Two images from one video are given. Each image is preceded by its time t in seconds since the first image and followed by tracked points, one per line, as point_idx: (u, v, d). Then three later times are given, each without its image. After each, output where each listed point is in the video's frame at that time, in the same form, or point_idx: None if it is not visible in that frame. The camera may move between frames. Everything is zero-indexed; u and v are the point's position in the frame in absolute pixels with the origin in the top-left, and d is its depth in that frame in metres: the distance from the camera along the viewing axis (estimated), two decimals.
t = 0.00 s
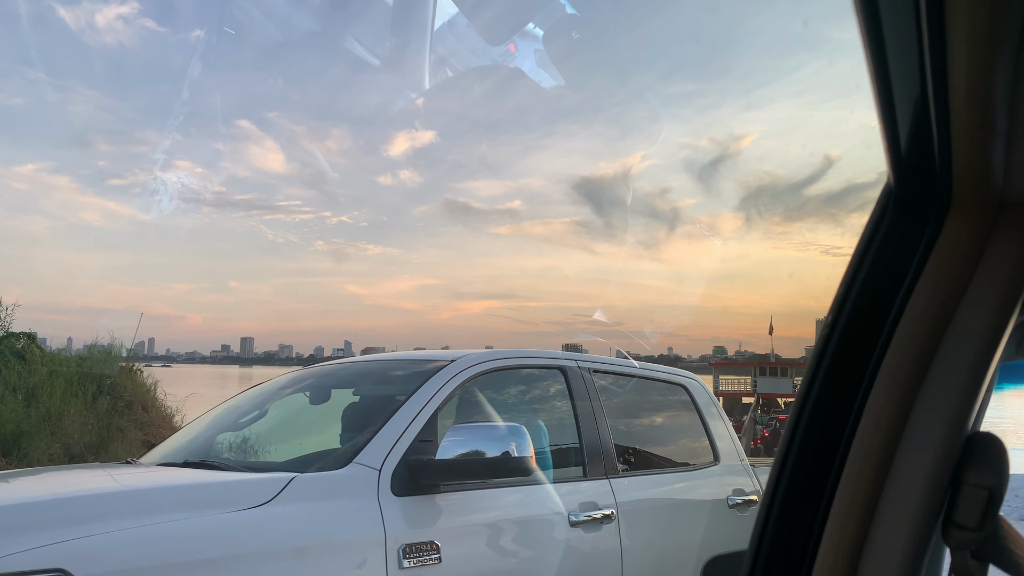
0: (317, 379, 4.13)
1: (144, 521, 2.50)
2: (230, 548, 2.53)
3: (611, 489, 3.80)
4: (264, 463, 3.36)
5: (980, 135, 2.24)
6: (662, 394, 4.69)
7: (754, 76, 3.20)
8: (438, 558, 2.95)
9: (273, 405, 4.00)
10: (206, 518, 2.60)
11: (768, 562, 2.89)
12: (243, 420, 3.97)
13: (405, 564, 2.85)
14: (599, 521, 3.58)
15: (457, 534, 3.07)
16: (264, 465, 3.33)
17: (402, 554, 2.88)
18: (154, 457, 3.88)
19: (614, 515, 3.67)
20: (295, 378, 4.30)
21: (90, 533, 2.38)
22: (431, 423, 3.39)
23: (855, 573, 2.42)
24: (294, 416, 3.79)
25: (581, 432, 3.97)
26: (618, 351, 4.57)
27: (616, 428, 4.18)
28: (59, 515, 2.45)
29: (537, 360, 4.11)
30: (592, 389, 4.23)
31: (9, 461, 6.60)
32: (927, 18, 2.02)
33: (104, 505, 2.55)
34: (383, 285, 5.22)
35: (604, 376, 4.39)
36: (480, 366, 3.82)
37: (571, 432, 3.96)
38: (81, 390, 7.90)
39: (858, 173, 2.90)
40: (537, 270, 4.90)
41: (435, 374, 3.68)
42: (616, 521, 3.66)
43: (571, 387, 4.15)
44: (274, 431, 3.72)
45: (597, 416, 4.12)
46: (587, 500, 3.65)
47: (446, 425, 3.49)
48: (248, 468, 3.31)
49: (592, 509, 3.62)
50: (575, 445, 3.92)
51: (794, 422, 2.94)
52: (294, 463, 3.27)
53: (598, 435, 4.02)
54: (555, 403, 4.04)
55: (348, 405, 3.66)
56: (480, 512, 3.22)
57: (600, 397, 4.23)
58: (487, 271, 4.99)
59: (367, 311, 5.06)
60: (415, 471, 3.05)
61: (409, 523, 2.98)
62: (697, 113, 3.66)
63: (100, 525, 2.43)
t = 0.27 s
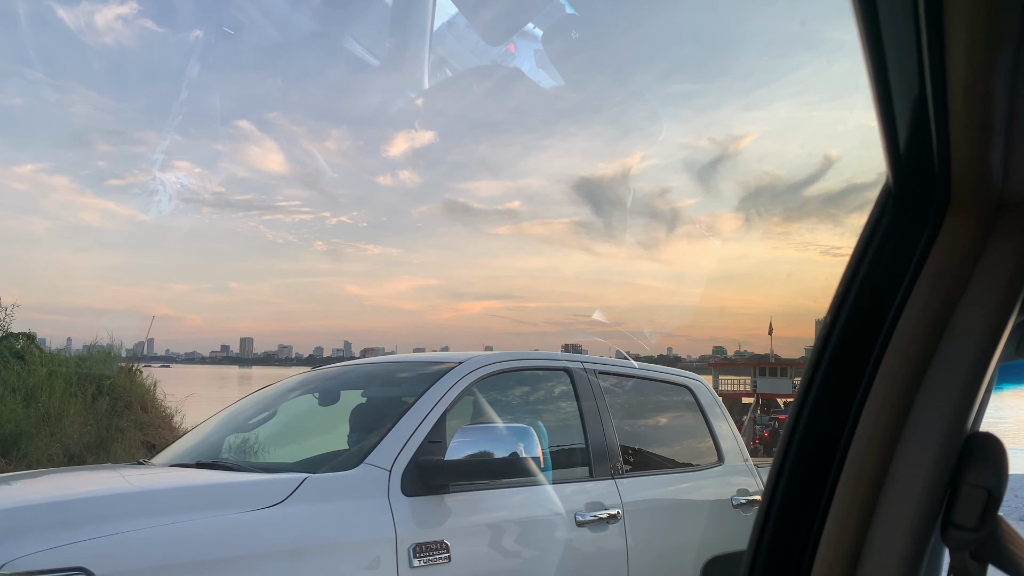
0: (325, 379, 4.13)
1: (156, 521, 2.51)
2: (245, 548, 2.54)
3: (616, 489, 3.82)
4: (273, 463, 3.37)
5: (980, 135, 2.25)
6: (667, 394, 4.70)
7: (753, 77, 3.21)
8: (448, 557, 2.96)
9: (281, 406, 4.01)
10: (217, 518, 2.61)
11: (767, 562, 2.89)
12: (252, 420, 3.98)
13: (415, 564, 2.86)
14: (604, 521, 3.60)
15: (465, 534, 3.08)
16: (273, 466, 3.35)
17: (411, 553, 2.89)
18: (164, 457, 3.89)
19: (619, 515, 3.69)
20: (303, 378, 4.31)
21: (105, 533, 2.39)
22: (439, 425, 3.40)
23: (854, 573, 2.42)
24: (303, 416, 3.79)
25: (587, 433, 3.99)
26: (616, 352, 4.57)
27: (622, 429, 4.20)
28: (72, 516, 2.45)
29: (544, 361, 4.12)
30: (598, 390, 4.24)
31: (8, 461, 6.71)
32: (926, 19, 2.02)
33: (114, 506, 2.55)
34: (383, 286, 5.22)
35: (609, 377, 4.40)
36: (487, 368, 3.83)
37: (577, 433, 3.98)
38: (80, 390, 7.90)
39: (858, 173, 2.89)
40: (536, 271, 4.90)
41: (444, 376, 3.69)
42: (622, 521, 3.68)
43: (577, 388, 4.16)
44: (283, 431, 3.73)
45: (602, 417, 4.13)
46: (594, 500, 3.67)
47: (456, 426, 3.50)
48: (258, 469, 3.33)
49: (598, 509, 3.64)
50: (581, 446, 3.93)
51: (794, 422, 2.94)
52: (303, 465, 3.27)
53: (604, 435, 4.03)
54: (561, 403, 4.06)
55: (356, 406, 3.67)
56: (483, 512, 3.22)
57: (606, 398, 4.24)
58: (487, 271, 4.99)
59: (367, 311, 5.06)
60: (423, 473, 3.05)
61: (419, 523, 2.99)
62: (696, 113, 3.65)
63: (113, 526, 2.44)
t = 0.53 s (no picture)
0: (335, 381, 4.16)
1: (177, 520, 2.56)
2: (266, 546, 2.59)
3: (624, 489, 3.86)
4: (283, 464, 3.40)
5: (978, 136, 2.25)
6: (671, 395, 4.70)
7: (752, 78, 3.21)
8: (460, 556, 2.99)
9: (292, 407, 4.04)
10: (231, 517, 2.65)
11: (767, 563, 2.89)
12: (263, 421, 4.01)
13: (429, 562, 2.89)
14: (613, 521, 3.63)
15: (477, 533, 3.11)
16: (283, 466, 3.37)
17: (425, 551, 2.91)
18: (175, 457, 3.92)
19: (627, 514, 3.72)
20: (313, 380, 4.34)
21: (128, 532, 2.44)
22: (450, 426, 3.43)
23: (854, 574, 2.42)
24: (313, 418, 3.82)
25: (595, 433, 4.02)
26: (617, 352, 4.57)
27: (629, 429, 4.24)
28: (89, 519, 2.48)
29: (553, 362, 4.16)
30: (606, 392, 4.27)
31: (8, 461, 6.66)
32: (925, 20, 2.02)
33: (128, 508, 2.58)
34: (383, 286, 5.23)
35: (617, 378, 4.43)
36: (498, 369, 3.86)
37: (586, 434, 4.01)
38: (80, 391, 7.92)
39: (858, 173, 2.89)
40: (536, 271, 4.90)
41: (456, 377, 3.72)
42: (629, 521, 3.72)
43: (586, 389, 4.19)
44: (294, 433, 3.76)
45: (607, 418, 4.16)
46: (602, 500, 3.70)
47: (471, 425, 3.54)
48: (268, 469, 3.35)
49: (606, 509, 3.67)
50: (590, 447, 3.96)
51: (793, 423, 2.94)
52: (319, 465, 3.30)
53: (611, 434, 4.07)
54: (567, 404, 4.08)
55: (365, 408, 3.70)
56: (486, 514, 3.22)
57: (614, 399, 4.28)
58: (487, 271, 4.99)
59: (367, 311, 5.06)
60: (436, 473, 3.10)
61: (433, 522, 3.02)
62: (696, 113, 3.65)
63: (130, 527, 2.47)
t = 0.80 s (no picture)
0: (347, 383, 4.22)
1: (205, 520, 2.63)
2: (289, 545, 2.66)
3: (634, 489, 3.91)
4: (297, 466, 3.45)
5: (977, 137, 2.26)
6: (671, 395, 4.70)
7: (751, 79, 3.21)
8: (477, 555, 3.05)
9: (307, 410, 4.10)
10: (257, 517, 2.72)
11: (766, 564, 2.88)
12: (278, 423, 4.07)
13: (446, 561, 2.95)
14: (623, 521, 3.68)
15: (493, 533, 3.17)
16: (297, 468, 3.43)
17: (443, 550, 2.97)
18: (190, 457, 3.98)
19: (637, 514, 3.78)
20: (324, 381, 4.39)
21: (159, 531, 2.51)
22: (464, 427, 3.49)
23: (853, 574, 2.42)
24: (327, 421, 3.88)
25: (605, 434, 4.08)
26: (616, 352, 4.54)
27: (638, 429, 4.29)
28: (117, 519, 2.54)
29: (563, 364, 4.22)
30: (616, 393, 4.33)
31: (9, 461, 6.61)
32: (924, 22, 2.03)
33: (155, 508, 2.64)
34: (383, 286, 5.24)
35: (627, 380, 4.50)
36: (512, 371, 3.93)
37: (597, 435, 4.07)
38: (80, 391, 7.92)
39: (857, 173, 2.89)
40: (536, 271, 4.90)
41: (470, 378, 3.79)
42: (640, 521, 3.77)
43: (596, 391, 4.25)
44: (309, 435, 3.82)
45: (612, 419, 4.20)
46: (613, 500, 3.75)
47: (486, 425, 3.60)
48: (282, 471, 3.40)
49: (617, 509, 3.72)
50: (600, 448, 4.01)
51: (792, 423, 2.95)
52: (338, 465, 3.37)
53: (621, 435, 4.13)
54: (569, 405, 4.11)
55: (378, 410, 3.75)
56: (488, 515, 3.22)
57: (623, 401, 4.34)
58: (486, 272, 4.99)
59: (366, 311, 5.06)
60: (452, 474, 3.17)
61: (450, 522, 3.09)
62: (695, 113, 3.65)
63: (158, 527, 2.53)
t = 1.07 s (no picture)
0: (362, 385, 4.30)
1: (237, 518, 2.71)
2: (316, 543, 2.73)
3: (646, 489, 3.98)
4: (314, 466, 3.53)
5: (977, 138, 2.26)
6: (672, 396, 4.69)
7: (750, 80, 3.22)
8: (496, 553, 3.11)
9: (325, 411, 4.17)
10: (286, 516, 2.79)
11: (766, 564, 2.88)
12: (296, 425, 4.15)
13: (467, 559, 3.01)
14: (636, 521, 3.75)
15: (512, 532, 3.23)
16: (313, 468, 3.50)
17: (464, 549, 3.03)
18: (211, 458, 4.07)
19: (650, 514, 3.84)
20: (340, 384, 4.47)
21: (194, 529, 2.58)
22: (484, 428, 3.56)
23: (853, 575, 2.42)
24: (344, 422, 3.96)
25: (618, 435, 4.14)
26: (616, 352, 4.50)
27: (650, 428, 4.36)
28: (147, 517, 2.60)
29: (576, 366, 4.27)
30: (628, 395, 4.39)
31: (8, 462, 6.81)
32: (925, 23, 2.03)
33: (186, 507, 2.71)
34: (382, 287, 5.25)
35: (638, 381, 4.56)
36: (528, 373, 3.98)
37: (610, 436, 4.13)
38: (80, 390, 7.95)
39: (857, 173, 2.89)
40: (535, 271, 4.89)
41: (488, 380, 3.85)
42: (653, 520, 3.84)
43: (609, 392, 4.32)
44: (326, 437, 3.90)
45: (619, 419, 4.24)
46: (626, 500, 3.81)
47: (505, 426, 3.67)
48: (299, 471, 3.48)
49: (630, 509, 3.79)
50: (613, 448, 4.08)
51: (793, 423, 2.94)
52: (358, 465, 3.44)
53: (633, 436, 4.19)
54: (572, 405, 4.12)
55: (393, 411, 3.82)
56: (489, 516, 3.21)
57: (635, 402, 4.40)
58: (486, 272, 4.99)
59: (366, 311, 5.06)
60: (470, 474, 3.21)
61: (471, 521, 3.14)
62: (696, 114, 3.64)
63: (188, 524, 2.60)
